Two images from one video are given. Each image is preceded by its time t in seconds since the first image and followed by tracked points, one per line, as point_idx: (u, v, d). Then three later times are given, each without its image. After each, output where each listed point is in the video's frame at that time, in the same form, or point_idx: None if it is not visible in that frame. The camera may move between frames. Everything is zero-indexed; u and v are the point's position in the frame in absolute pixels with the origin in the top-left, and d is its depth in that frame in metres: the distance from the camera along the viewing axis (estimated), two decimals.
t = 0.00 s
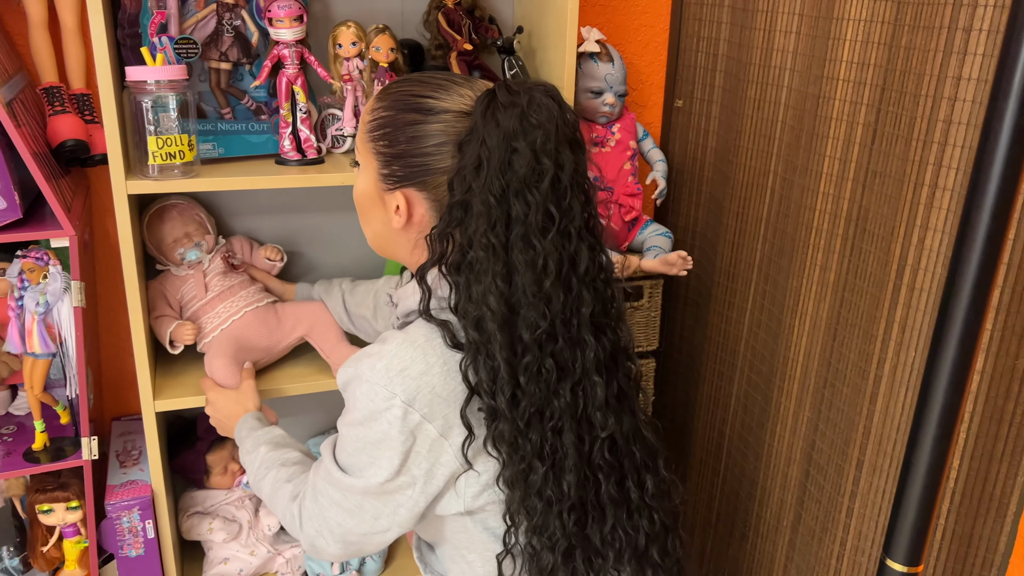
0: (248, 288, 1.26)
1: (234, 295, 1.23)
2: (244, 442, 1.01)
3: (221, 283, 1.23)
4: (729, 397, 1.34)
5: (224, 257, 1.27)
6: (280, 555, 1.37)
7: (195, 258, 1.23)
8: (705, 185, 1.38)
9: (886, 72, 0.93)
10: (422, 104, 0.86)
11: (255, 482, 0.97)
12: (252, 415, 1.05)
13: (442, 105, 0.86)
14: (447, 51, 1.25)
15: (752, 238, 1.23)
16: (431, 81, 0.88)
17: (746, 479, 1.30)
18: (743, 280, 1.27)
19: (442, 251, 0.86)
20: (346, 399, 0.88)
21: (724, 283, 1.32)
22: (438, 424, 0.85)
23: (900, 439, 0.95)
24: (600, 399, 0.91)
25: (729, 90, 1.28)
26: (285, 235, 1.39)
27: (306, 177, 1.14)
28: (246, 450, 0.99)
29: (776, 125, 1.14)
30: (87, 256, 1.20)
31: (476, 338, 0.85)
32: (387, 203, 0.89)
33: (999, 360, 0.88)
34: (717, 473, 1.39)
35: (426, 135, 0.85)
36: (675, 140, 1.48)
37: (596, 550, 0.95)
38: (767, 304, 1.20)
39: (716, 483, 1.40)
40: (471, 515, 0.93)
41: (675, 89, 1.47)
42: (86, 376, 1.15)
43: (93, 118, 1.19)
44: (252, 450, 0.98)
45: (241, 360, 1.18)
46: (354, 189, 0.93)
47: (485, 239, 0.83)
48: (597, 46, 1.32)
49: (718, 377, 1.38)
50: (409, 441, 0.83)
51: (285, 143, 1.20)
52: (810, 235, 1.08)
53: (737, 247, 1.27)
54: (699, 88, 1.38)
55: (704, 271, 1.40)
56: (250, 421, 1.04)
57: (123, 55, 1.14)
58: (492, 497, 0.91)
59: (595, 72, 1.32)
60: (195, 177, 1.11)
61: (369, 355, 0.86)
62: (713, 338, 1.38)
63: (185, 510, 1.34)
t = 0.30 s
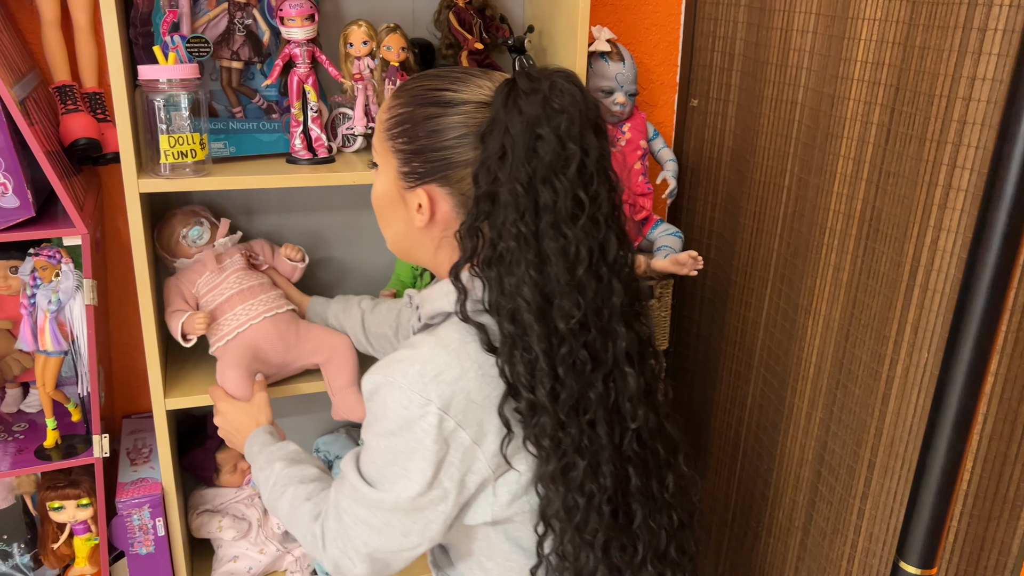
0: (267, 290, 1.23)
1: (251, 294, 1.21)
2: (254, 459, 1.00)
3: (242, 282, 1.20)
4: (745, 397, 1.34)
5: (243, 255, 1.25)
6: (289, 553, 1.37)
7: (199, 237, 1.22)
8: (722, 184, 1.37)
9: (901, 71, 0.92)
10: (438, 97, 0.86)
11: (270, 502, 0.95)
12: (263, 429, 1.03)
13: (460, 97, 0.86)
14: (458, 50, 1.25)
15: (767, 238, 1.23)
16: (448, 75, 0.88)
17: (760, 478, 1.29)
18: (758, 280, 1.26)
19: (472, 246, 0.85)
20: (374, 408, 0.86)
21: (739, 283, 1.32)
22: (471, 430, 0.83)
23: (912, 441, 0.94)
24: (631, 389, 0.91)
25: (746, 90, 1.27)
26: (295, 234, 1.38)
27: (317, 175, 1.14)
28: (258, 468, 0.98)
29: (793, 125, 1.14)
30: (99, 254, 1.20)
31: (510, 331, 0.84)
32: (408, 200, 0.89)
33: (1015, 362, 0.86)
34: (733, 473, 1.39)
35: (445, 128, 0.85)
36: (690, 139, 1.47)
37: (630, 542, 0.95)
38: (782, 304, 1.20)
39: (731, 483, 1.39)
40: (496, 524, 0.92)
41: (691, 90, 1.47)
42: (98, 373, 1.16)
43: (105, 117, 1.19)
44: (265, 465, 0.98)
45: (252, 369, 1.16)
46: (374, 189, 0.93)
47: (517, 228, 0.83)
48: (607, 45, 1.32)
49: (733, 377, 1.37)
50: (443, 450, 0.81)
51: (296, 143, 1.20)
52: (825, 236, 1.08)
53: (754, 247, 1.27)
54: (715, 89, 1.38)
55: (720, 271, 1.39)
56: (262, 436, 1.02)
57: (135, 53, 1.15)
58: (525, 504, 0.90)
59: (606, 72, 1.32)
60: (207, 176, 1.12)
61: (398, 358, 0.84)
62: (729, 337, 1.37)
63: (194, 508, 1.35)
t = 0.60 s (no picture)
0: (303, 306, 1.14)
1: (287, 310, 1.11)
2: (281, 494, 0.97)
3: (278, 296, 1.11)
4: (760, 395, 1.34)
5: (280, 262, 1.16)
6: (297, 549, 1.37)
7: (241, 244, 1.11)
8: (734, 181, 1.37)
9: (918, 68, 0.92)
10: (500, 121, 0.85)
11: (306, 538, 0.93)
12: (286, 458, 1.01)
13: (523, 121, 0.85)
14: (467, 47, 1.27)
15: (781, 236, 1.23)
16: (506, 97, 0.87)
17: (775, 475, 1.29)
18: (772, 278, 1.26)
19: (545, 274, 0.85)
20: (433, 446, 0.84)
21: (753, 281, 1.32)
22: (544, 469, 0.82)
23: (927, 439, 0.94)
24: (696, 416, 0.93)
25: (758, 87, 1.26)
26: (305, 230, 1.38)
27: (326, 172, 1.14)
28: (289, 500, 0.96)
29: (807, 122, 1.13)
30: (108, 250, 1.20)
31: (580, 359, 0.84)
32: (469, 227, 0.88)
33: None
34: (748, 470, 1.39)
35: (510, 154, 0.84)
36: (702, 137, 1.47)
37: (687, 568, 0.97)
38: (797, 301, 1.20)
39: (746, 480, 1.40)
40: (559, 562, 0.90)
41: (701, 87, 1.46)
42: (107, 369, 1.16)
43: (115, 113, 1.19)
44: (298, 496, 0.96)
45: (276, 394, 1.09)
46: (431, 216, 0.92)
47: (592, 254, 0.83)
48: (617, 42, 1.31)
49: (747, 375, 1.37)
50: (515, 491, 0.80)
51: (305, 139, 1.20)
52: (840, 234, 1.07)
53: (767, 244, 1.26)
54: (727, 85, 1.37)
55: (733, 268, 1.39)
56: (287, 466, 1.00)
57: (145, 49, 1.15)
58: (588, 540, 0.90)
59: (615, 68, 1.32)
60: (217, 172, 1.12)
61: (471, 391, 0.83)
62: (742, 335, 1.37)
63: (203, 503, 1.35)
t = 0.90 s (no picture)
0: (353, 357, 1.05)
1: (336, 363, 1.02)
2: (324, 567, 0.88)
3: (329, 347, 1.02)
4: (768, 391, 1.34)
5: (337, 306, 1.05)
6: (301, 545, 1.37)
7: (298, 286, 1.00)
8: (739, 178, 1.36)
9: (929, 64, 0.91)
10: (586, 143, 0.81)
11: None
12: (326, 530, 0.92)
13: (613, 143, 0.80)
14: (472, 43, 1.27)
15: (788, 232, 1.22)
16: (589, 120, 0.83)
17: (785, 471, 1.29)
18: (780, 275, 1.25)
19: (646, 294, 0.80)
20: (527, 482, 0.77)
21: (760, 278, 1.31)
22: (647, 498, 0.77)
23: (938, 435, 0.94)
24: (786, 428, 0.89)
25: (764, 82, 1.26)
26: (311, 226, 1.38)
27: (332, 167, 1.14)
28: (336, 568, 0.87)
29: (814, 118, 1.13)
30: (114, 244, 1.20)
31: (695, 373, 0.80)
32: (556, 255, 0.83)
33: None
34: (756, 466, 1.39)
35: (602, 176, 0.80)
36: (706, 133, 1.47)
37: None
38: (805, 298, 1.19)
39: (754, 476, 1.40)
40: None
41: (705, 82, 1.46)
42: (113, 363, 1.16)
43: (121, 107, 1.20)
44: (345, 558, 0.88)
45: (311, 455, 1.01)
46: (511, 247, 0.87)
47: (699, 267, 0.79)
48: (622, 37, 1.31)
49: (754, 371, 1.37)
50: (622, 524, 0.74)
51: (310, 134, 1.20)
52: (850, 230, 1.07)
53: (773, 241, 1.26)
54: (732, 80, 1.36)
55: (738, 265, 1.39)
56: (331, 539, 0.90)
57: (151, 44, 1.15)
58: (683, 574, 0.84)
59: (621, 64, 1.31)
60: (223, 167, 1.12)
61: (569, 417, 0.77)
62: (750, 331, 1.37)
63: (207, 498, 1.35)
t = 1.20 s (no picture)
0: (397, 397, 0.99)
1: (378, 402, 0.96)
2: None
3: (373, 385, 0.96)
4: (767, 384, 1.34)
5: (387, 344, 0.99)
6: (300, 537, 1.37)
7: (348, 321, 0.94)
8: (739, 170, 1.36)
9: (929, 55, 0.91)
10: (641, 143, 0.80)
11: None
12: None
13: (671, 141, 0.80)
14: (471, 33, 1.26)
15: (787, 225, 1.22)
16: (640, 120, 0.83)
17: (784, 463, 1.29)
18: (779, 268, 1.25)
19: (718, 290, 0.81)
20: (611, 499, 0.76)
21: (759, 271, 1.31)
22: (730, 494, 0.77)
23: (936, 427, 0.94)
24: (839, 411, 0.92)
25: (764, 74, 1.25)
26: (310, 218, 1.38)
27: (330, 158, 1.14)
28: None
29: (814, 110, 1.12)
30: (111, 236, 1.20)
31: (775, 363, 0.82)
32: (615, 258, 0.82)
33: None
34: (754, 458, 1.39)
35: (664, 177, 0.79)
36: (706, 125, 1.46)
37: None
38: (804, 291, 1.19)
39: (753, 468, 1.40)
40: None
41: (704, 74, 1.45)
42: (110, 355, 1.16)
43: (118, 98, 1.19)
44: None
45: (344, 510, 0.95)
46: (563, 254, 0.85)
47: (777, 256, 0.80)
48: (622, 29, 1.31)
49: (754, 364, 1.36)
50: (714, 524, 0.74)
51: (308, 126, 1.19)
52: (849, 223, 1.07)
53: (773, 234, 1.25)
54: (732, 71, 1.35)
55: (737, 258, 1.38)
56: None
57: (148, 35, 1.14)
58: None
59: (620, 56, 1.30)
60: (220, 158, 1.11)
61: (649, 418, 0.77)
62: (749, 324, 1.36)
63: (205, 491, 1.35)
